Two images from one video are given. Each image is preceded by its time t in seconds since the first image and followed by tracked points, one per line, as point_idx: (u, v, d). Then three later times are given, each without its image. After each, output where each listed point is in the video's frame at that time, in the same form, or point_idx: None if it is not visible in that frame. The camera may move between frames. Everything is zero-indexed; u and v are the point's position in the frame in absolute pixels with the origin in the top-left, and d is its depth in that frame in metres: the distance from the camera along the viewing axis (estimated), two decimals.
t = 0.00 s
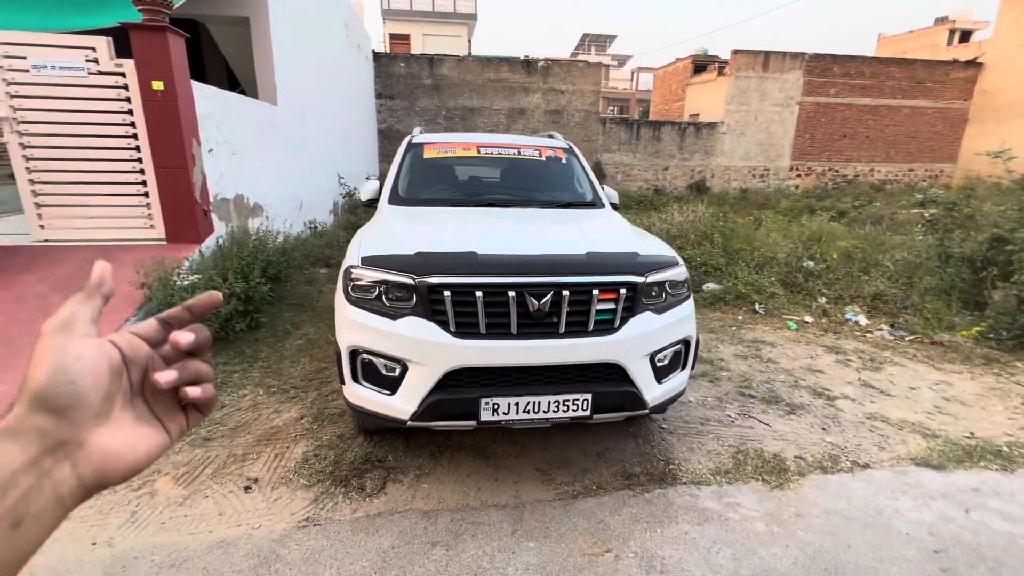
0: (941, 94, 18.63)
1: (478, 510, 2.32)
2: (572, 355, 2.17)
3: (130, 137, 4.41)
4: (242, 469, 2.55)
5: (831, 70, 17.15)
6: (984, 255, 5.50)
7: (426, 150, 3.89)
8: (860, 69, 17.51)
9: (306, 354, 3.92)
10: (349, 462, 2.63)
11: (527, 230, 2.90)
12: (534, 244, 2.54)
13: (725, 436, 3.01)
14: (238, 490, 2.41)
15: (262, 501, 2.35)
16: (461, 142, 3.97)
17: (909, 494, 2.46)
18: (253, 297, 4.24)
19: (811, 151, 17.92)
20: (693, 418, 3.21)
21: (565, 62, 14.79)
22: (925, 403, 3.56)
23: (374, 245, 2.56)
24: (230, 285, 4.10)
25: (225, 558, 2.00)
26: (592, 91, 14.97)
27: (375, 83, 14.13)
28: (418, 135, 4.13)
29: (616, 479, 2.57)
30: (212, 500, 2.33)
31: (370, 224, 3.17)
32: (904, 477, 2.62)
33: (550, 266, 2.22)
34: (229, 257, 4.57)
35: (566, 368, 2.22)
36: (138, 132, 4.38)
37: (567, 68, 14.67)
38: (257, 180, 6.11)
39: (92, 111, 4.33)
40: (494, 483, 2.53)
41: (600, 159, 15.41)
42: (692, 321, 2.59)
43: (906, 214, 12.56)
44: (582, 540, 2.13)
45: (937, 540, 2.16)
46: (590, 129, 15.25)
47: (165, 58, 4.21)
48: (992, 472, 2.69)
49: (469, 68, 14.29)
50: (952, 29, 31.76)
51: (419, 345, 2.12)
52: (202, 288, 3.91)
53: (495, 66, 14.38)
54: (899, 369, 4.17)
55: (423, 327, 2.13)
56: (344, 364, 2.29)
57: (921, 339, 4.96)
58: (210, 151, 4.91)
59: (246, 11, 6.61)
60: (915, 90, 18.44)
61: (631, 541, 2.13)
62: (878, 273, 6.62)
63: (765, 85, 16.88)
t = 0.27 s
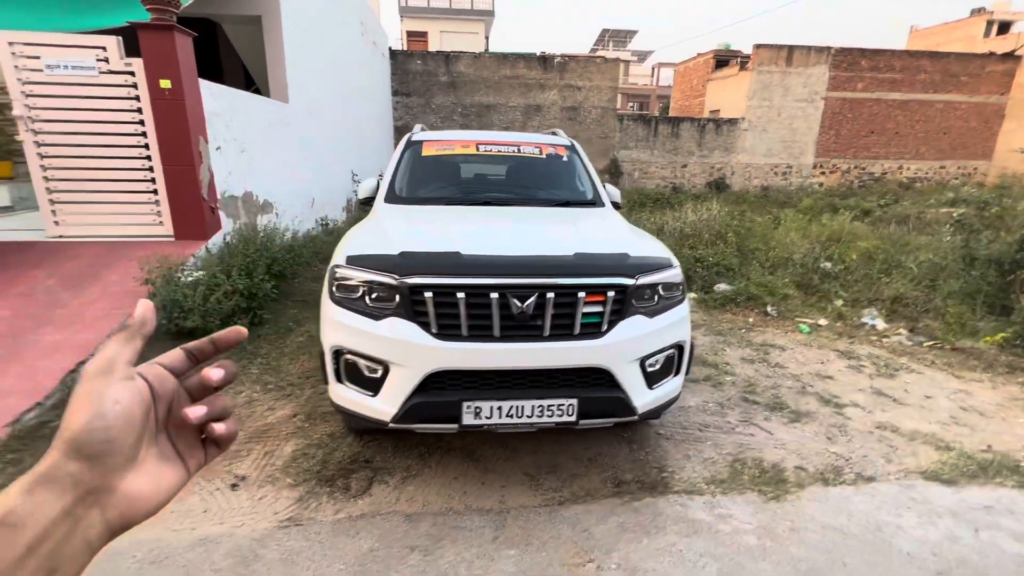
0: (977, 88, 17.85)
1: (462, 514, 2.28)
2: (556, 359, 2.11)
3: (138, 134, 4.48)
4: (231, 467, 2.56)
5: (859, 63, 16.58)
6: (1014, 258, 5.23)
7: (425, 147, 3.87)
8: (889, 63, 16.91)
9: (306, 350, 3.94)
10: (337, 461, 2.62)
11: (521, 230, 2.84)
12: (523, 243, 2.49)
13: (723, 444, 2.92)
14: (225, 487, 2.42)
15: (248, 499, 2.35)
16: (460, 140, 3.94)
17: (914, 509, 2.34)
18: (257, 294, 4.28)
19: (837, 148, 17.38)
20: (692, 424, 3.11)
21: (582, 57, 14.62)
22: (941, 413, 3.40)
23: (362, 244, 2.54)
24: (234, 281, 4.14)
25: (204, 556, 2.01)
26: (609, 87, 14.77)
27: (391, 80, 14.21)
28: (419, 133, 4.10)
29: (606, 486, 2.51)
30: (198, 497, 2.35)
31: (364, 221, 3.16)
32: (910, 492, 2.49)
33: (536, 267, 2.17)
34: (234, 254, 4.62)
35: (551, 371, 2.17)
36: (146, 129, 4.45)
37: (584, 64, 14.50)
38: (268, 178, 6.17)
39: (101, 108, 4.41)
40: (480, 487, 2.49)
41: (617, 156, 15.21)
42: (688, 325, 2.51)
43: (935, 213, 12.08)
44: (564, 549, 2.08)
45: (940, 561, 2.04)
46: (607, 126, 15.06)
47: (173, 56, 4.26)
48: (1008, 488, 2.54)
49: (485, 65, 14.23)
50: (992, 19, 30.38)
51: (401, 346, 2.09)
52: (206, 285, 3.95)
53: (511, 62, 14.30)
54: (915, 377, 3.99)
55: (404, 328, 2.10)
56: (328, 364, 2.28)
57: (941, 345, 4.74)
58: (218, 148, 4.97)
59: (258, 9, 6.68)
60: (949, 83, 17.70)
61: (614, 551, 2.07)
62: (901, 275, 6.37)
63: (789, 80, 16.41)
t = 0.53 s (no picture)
0: (1003, 88, 17.29)
1: (438, 522, 2.26)
2: (533, 367, 2.08)
3: (141, 135, 4.54)
4: (214, 468, 2.57)
5: (879, 62, 16.19)
6: None
7: (418, 149, 3.86)
8: (910, 61, 16.47)
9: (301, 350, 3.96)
10: (320, 464, 2.62)
11: (508, 233, 2.81)
12: (505, 247, 2.46)
13: (713, 454, 2.85)
14: (206, 488, 2.43)
15: (227, 501, 2.35)
16: (454, 141, 3.93)
17: (906, 528, 2.26)
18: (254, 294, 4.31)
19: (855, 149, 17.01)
20: (683, 433, 3.05)
21: (594, 57, 14.50)
22: (945, 426, 3.28)
23: (344, 248, 2.53)
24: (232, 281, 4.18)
25: (178, 558, 2.02)
26: (621, 87, 14.63)
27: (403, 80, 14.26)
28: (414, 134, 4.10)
29: (588, 496, 2.46)
30: (179, 498, 2.36)
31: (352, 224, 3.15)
32: (904, 509, 2.40)
33: (514, 272, 2.14)
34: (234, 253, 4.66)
35: (530, 379, 2.13)
36: (149, 130, 4.51)
37: (596, 64, 14.38)
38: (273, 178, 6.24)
39: (106, 109, 4.48)
40: (461, 494, 2.46)
41: (628, 156, 15.08)
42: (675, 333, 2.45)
43: (956, 216, 11.74)
44: (539, 561, 2.04)
45: None
46: (618, 126, 14.92)
47: (174, 59, 4.31)
48: (1010, 508, 2.44)
49: (496, 65, 14.20)
50: None
51: (378, 351, 2.07)
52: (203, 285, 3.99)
53: (522, 62, 14.24)
54: (921, 387, 3.87)
55: (381, 333, 2.09)
56: (307, 368, 2.27)
57: (952, 354, 4.59)
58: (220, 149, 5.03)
59: (265, 11, 6.73)
60: (974, 83, 17.17)
61: (589, 565, 2.02)
62: (913, 281, 6.19)
63: (806, 79, 16.08)
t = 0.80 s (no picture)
0: None
1: (419, 517, 2.26)
2: (512, 364, 2.06)
3: (154, 133, 4.67)
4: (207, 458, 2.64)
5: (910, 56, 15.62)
6: None
7: (418, 146, 3.88)
8: (943, 55, 15.84)
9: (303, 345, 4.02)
10: (308, 457, 2.65)
11: (499, 230, 2.80)
12: (490, 244, 2.45)
13: (706, 457, 2.79)
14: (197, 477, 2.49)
15: (216, 490, 2.41)
16: (453, 138, 3.93)
17: (901, 537, 2.17)
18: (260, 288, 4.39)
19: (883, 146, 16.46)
20: (678, 435, 2.99)
21: (612, 54, 14.36)
22: (956, 433, 3.15)
23: (332, 244, 2.56)
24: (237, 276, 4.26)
25: (163, 544, 2.07)
26: (639, 84, 14.45)
27: (420, 79, 14.36)
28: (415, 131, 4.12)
29: (572, 496, 2.43)
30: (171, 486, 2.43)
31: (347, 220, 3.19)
32: (901, 518, 2.31)
33: (494, 269, 2.13)
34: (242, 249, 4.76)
35: (509, 377, 2.12)
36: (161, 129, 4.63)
37: (613, 61, 14.24)
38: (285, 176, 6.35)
39: (120, 109, 4.62)
40: (445, 490, 2.46)
41: (646, 154, 14.90)
42: (663, 332, 2.40)
43: (989, 216, 11.24)
44: (515, 560, 2.02)
45: None
46: (636, 123, 14.75)
47: (183, 58, 4.41)
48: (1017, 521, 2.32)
49: (514, 63, 14.18)
50: None
51: (357, 345, 2.08)
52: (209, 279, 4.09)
53: (540, 60, 14.19)
54: (934, 393, 3.72)
55: (360, 328, 2.10)
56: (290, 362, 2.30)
57: (970, 359, 4.41)
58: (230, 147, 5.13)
59: (279, 11, 6.85)
60: (1013, 77, 16.40)
61: (565, 566, 2.00)
62: (935, 283, 5.95)
63: (831, 75, 15.61)
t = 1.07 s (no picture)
0: None
1: (401, 505, 2.32)
2: (489, 357, 2.10)
3: (170, 132, 4.86)
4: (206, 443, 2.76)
5: (948, 45, 14.92)
6: None
7: (417, 143, 3.93)
8: (985, 43, 15.07)
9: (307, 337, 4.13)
10: (301, 445, 2.74)
11: (489, 225, 2.84)
12: (475, 238, 2.48)
13: (694, 454, 2.77)
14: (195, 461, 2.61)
15: (211, 474, 2.52)
16: (452, 134, 3.97)
17: (886, 540, 2.13)
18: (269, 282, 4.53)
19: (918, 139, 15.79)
20: (669, 431, 2.98)
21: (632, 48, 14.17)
22: (963, 437, 3.04)
23: (322, 238, 2.63)
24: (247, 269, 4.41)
25: (157, 523, 2.18)
26: (661, 79, 14.22)
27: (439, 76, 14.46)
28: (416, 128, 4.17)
29: (553, 489, 2.46)
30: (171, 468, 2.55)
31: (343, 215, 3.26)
32: (889, 521, 2.25)
33: (472, 263, 2.16)
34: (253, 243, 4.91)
35: (487, 369, 2.15)
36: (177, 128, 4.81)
37: (633, 55, 14.05)
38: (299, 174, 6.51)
39: (139, 109, 4.81)
40: (429, 480, 2.51)
41: (666, 149, 14.67)
42: (646, 327, 2.40)
43: None
44: (489, 548, 2.06)
45: None
46: (657, 118, 14.52)
47: (197, 58, 4.57)
48: (1014, 528, 2.24)
49: (533, 58, 14.13)
50: None
51: (339, 336, 2.14)
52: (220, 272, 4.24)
53: (559, 55, 14.11)
54: (943, 394, 3.59)
55: (343, 320, 2.16)
56: (280, 352, 2.38)
57: (987, 360, 4.24)
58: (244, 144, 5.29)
59: (294, 11, 7.00)
60: None
61: (538, 557, 2.03)
62: (959, 281, 5.71)
63: (863, 66, 15.07)
